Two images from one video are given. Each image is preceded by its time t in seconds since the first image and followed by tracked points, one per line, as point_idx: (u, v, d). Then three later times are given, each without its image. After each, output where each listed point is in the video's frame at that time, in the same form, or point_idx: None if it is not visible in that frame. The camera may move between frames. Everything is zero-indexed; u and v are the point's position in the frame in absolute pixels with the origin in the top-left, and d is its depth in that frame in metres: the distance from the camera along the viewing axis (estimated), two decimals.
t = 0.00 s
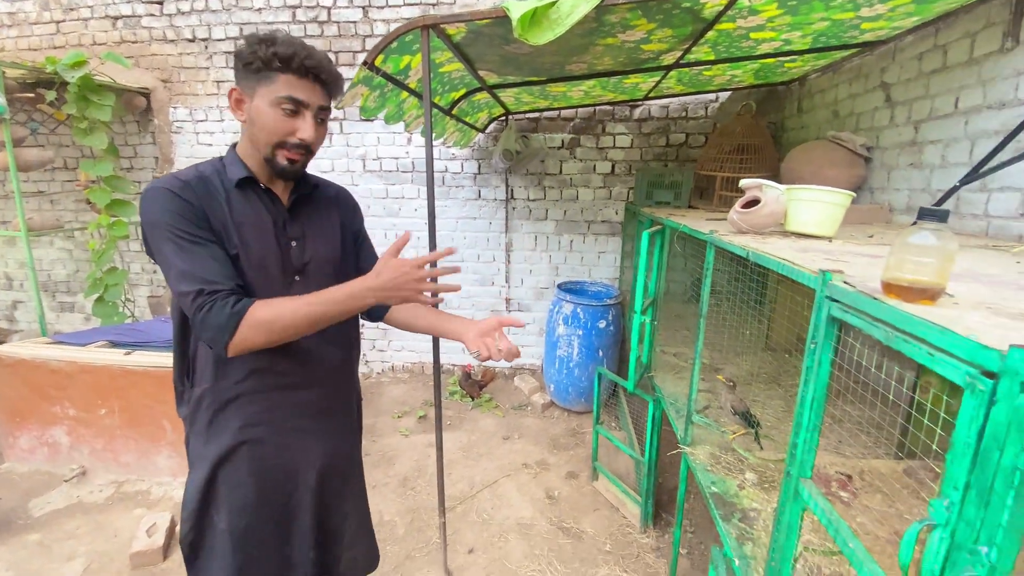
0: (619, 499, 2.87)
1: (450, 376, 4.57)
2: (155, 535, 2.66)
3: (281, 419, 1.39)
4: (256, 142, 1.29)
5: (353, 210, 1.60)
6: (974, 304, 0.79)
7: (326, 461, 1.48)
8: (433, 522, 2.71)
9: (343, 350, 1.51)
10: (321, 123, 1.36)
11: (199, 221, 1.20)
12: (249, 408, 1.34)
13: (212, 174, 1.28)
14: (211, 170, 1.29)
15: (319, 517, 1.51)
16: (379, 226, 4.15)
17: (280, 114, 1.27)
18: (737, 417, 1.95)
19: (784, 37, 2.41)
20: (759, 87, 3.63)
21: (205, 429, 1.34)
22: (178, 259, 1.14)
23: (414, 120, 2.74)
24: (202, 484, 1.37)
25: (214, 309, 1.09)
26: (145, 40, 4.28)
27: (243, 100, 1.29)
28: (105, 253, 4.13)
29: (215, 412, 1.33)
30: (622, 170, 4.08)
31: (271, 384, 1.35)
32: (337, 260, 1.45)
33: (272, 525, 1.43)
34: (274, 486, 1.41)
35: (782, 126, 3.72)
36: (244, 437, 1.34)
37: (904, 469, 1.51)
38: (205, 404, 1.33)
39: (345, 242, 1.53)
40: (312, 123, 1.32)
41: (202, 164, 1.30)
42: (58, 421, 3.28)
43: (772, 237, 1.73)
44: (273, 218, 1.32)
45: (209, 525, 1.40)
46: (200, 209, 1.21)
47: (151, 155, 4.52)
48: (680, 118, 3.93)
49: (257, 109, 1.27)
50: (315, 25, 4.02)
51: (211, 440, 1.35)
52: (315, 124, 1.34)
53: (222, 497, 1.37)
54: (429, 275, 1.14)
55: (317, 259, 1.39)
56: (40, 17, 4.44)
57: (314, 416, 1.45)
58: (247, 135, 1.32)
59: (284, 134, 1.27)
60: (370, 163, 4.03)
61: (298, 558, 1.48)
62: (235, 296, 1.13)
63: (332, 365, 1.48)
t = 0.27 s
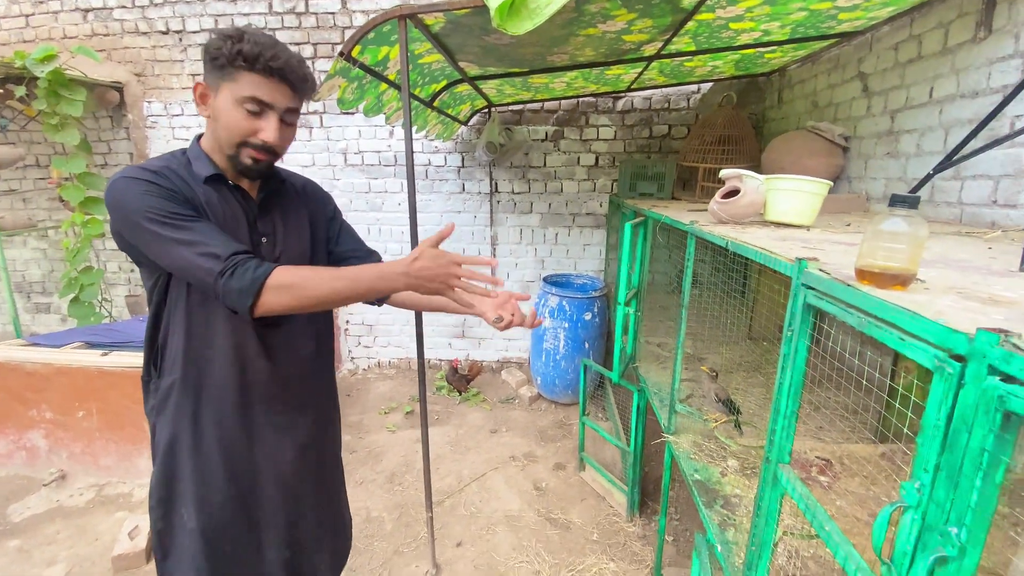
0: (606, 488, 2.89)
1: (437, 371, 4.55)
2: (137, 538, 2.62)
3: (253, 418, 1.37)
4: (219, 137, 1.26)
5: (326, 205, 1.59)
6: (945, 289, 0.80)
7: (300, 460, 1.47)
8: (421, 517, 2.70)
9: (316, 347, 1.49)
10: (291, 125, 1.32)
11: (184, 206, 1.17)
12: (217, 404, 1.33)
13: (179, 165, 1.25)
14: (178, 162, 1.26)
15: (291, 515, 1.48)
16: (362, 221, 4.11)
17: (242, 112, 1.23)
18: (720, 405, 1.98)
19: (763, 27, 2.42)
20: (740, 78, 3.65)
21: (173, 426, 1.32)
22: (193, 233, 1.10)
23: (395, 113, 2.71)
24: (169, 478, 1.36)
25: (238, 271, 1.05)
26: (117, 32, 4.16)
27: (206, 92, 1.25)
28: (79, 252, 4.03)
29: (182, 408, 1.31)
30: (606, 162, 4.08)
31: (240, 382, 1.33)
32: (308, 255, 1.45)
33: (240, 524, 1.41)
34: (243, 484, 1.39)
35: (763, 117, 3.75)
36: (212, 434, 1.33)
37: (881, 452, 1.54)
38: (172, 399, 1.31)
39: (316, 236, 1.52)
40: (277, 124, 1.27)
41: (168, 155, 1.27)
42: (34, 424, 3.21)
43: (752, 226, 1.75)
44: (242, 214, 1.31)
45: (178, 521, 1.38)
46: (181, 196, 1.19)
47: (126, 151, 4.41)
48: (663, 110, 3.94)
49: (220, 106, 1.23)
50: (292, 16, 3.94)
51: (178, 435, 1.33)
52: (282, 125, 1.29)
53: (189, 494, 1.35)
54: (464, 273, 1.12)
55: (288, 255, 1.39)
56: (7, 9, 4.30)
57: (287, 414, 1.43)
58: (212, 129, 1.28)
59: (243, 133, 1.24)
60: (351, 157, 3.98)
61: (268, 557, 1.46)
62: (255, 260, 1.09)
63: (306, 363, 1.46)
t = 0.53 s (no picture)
0: (597, 481, 2.91)
1: (427, 368, 4.54)
2: (124, 542, 2.59)
3: (241, 418, 1.36)
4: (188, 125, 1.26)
5: (317, 203, 1.57)
6: (925, 280, 0.82)
7: (288, 459, 1.47)
8: (413, 514, 2.70)
9: (304, 347, 1.49)
10: (252, 97, 1.26)
11: (150, 217, 1.14)
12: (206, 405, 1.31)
13: (163, 165, 1.23)
14: (163, 160, 1.24)
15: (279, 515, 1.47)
16: (349, 217, 4.08)
17: (197, 88, 1.20)
18: (708, 396, 2.00)
19: (747, 21, 2.43)
20: (725, 72, 3.67)
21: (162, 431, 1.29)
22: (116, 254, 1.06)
23: (381, 108, 2.68)
24: (155, 482, 1.33)
25: (142, 320, 1.02)
26: (94, 27, 4.07)
27: (175, 85, 1.26)
28: (59, 252, 3.95)
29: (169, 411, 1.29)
30: (594, 156, 4.09)
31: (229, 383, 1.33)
32: (299, 253, 1.42)
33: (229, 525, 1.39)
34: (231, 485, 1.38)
35: (749, 111, 3.78)
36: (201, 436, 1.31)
37: (865, 440, 1.56)
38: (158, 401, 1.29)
39: (307, 234, 1.49)
40: (231, 94, 1.22)
41: (152, 154, 1.25)
42: (15, 428, 3.16)
43: (738, 219, 1.76)
44: (229, 212, 1.28)
45: (165, 525, 1.36)
46: (151, 204, 1.16)
47: (105, 148, 4.33)
48: (650, 104, 3.95)
49: (181, 89, 1.23)
50: (275, 10, 3.89)
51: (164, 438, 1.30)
52: (239, 97, 1.23)
53: (176, 497, 1.32)
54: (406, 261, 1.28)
55: (279, 253, 1.36)
56: None
57: (276, 414, 1.42)
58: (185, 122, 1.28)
59: (198, 109, 1.20)
60: (337, 152, 3.94)
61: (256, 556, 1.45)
62: (169, 308, 1.05)
63: (294, 362, 1.46)
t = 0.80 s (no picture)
0: (587, 475, 2.93)
1: (418, 365, 4.54)
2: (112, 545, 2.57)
3: (238, 422, 1.31)
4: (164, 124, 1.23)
5: (303, 204, 1.56)
6: (902, 272, 0.83)
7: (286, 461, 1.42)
8: (404, 512, 2.70)
9: (299, 351, 1.46)
10: (228, 87, 1.25)
11: (117, 232, 1.14)
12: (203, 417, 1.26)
13: (139, 174, 1.21)
14: (140, 167, 1.23)
15: (277, 524, 1.43)
16: (337, 215, 4.06)
17: (170, 84, 1.19)
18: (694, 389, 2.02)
19: (732, 17, 2.44)
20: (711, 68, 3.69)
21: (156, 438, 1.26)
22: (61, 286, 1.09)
23: (367, 105, 2.67)
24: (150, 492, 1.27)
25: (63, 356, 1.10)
26: (72, 21, 3.99)
27: (147, 83, 1.24)
28: (39, 252, 3.88)
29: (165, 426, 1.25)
30: (582, 152, 4.09)
31: (226, 393, 1.29)
32: (287, 253, 1.41)
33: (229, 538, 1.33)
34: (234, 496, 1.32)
35: (735, 106, 3.81)
36: (199, 448, 1.26)
37: (847, 429, 1.59)
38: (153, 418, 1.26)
39: (296, 234, 1.48)
40: (206, 86, 1.21)
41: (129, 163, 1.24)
42: None
43: (723, 214, 1.78)
44: (211, 214, 1.27)
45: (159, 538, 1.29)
46: (122, 217, 1.15)
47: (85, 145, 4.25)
48: (637, 100, 3.97)
49: (153, 88, 1.21)
50: (258, 5, 3.83)
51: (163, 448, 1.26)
52: (214, 88, 1.22)
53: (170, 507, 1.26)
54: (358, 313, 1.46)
55: (265, 254, 1.35)
56: None
57: (275, 420, 1.38)
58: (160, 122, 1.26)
59: (174, 104, 1.18)
60: (323, 149, 3.91)
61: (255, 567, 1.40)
62: (90, 358, 1.11)
63: (292, 366, 1.43)
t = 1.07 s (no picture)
0: (575, 469, 2.96)
1: (406, 361, 4.53)
2: (96, 545, 2.55)
3: (221, 421, 1.30)
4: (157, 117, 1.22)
5: (296, 201, 1.55)
6: (877, 265, 0.86)
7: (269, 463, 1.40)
8: (392, 507, 2.70)
9: (286, 351, 1.45)
10: (218, 75, 1.23)
11: (93, 220, 1.13)
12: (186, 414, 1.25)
13: (127, 165, 1.20)
14: (128, 157, 1.21)
15: (258, 526, 1.41)
16: (323, 210, 4.02)
17: (159, 74, 1.17)
18: (678, 381, 2.05)
19: (716, 13, 2.46)
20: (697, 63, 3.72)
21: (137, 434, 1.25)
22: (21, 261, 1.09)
23: (352, 99, 2.65)
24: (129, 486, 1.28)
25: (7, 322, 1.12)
26: (47, 13, 3.90)
27: (137, 76, 1.23)
28: (16, 249, 3.80)
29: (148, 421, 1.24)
30: (569, 147, 4.10)
31: (210, 391, 1.27)
32: (276, 250, 1.39)
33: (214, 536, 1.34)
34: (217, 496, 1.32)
35: (720, 102, 3.83)
36: (180, 447, 1.26)
37: (828, 420, 1.63)
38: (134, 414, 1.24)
39: (286, 232, 1.46)
40: (196, 75, 1.19)
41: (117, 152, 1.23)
42: None
43: (707, 209, 1.80)
44: (199, 208, 1.25)
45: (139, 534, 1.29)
46: (99, 205, 1.14)
47: (63, 139, 4.17)
48: (624, 95, 3.98)
49: (143, 79, 1.20)
50: None
51: (143, 452, 1.25)
52: (204, 76, 1.21)
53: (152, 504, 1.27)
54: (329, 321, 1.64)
55: (253, 251, 1.33)
56: None
57: (259, 421, 1.37)
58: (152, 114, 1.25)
59: (164, 94, 1.17)
60: (308, 144, 3.88)
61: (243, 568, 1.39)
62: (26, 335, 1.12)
63: (279, 365, 1.42)
